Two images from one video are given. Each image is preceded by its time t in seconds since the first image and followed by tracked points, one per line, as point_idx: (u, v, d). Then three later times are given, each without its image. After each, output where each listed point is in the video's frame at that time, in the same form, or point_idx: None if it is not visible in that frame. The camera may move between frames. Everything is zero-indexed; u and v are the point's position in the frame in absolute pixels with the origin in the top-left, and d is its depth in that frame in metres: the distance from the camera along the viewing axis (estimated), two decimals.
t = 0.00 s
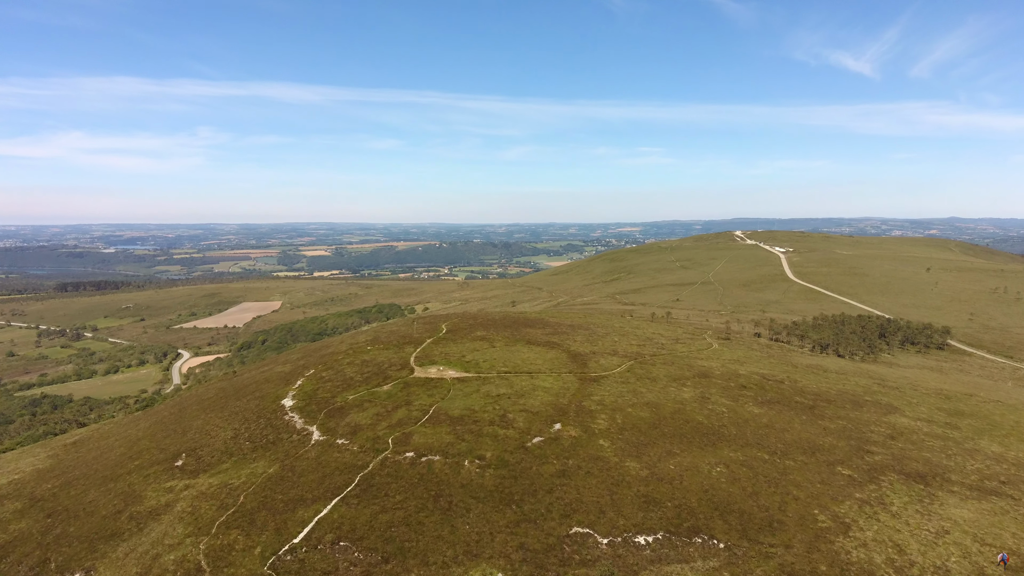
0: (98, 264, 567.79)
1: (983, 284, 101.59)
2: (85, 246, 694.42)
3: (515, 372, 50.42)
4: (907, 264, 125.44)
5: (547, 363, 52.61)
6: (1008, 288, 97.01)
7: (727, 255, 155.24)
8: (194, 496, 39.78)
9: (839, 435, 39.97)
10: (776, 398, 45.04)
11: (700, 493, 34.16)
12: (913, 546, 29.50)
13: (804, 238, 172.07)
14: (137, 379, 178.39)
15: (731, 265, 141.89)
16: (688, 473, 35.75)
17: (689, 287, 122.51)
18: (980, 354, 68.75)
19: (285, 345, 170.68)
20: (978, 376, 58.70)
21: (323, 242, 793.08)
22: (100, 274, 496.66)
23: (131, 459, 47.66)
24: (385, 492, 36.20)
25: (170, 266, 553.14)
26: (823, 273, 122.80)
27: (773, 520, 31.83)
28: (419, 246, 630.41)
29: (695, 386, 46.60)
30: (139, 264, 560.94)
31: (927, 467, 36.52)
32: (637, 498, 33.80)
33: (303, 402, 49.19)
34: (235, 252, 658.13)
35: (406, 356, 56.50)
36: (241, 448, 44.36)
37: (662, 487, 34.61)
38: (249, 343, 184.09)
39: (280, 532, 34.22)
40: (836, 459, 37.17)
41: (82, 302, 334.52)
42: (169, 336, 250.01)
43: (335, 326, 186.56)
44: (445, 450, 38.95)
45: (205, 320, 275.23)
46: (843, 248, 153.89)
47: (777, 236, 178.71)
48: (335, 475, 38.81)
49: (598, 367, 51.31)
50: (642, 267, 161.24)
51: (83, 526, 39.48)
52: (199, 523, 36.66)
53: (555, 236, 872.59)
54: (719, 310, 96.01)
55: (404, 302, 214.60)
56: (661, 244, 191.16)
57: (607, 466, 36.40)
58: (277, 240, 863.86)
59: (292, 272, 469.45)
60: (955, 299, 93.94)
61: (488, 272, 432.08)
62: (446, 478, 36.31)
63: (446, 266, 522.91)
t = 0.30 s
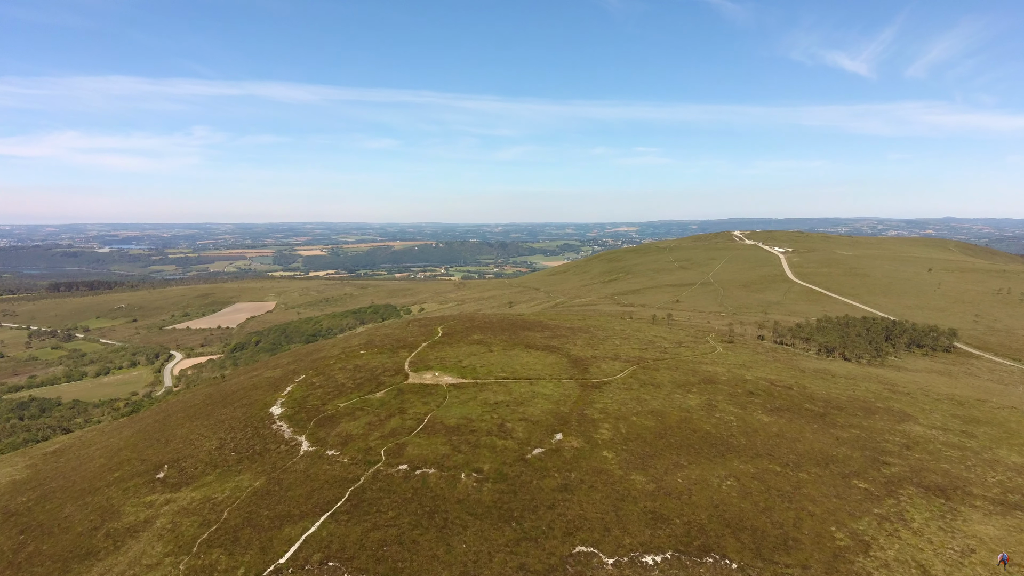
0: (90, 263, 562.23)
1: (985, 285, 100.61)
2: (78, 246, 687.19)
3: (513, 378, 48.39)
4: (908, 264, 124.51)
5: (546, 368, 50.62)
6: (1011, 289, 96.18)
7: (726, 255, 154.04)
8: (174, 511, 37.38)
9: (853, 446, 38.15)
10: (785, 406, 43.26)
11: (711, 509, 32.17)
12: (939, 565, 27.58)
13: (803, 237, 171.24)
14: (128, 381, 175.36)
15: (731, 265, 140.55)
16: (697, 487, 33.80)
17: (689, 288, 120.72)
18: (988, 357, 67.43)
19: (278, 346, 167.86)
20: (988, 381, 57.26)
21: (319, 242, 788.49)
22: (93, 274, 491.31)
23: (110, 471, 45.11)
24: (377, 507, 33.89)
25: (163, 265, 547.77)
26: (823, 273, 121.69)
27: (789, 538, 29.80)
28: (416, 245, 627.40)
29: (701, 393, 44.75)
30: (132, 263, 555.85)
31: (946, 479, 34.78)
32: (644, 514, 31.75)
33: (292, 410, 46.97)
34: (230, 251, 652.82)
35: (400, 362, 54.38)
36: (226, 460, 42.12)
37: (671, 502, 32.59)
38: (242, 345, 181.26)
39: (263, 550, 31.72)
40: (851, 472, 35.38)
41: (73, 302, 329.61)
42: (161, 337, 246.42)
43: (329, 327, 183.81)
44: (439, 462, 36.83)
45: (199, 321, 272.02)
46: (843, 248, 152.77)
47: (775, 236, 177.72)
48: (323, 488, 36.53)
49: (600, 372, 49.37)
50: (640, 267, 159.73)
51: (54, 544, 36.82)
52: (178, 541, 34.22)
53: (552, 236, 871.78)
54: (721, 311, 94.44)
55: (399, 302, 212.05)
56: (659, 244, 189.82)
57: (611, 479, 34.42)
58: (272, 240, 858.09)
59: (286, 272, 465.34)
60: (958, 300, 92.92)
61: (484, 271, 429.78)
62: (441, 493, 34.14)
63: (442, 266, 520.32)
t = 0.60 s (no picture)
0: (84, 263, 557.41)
1: (988, 286, 99.62)
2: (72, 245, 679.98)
3: (513, 384, 46.43)
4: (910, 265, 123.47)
5: (547, 374, 48.65)
6: (1015, 290, 95.17)
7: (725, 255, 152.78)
8: (153, 528, 34.87)
9: (869, 456, 36.45)
10: (796, 414, 41.48)
11: (723, 526, 30.16)
12: None
13: (802, 237, 170.21)
14: (119, 383, 172.31)
15: (730, 265, 139.12)
16: (708, 502, 31.88)
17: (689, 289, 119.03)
18: (997, 360, 66.06)
19: (272, 348, 165.04)
20: (1000, 385, 55.71)
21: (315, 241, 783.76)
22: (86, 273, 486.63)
23: (89, 484, 42.54)
24: (368, 524, 31.61)
25: (156, 265, 541.80)
26: (825, 274, 120.58)
27: (809, 557, 27.76)
28: (412, 245, 624.29)
29: (708, 401, 42.92)
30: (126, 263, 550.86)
31: (968, 493, 33.00)
32: (653, 531, 29.68)
33: (281, 418, 44.77)
34: (225, 251, 647.90)
35: (394, 366, 52.32)
36: (210, 472, 39.82)
37: (680, 519, 30.57)
38: (235, 346, 178.59)
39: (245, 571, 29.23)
40: (869, 486, 33.57)
41: (65, 302, 325.05)
42: (154, 338, 242.89)
43: (324, 328, 181.38)
44: (435, 476, 34.77)
45: (192, 321, 268.81)
46: (843, 248, 151.86)
47: (775, 236, 176.58)
48: (311, 504, 34.27)
49: (603, 378, 47.43)
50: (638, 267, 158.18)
51: (23, 565, 34.09)
52: (156, 561, 31.74)
53: (549, 236, 870.45)
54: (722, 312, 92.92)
55: (395, 303, 209.48)
56: (657, 244, 188.39)
57: (617, 494, 32.43)
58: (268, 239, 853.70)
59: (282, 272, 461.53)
60: (962, 302, 91.94)
61: (481, 271, 427.52)
62: (436, 509, 32.03)
63: (438, 266, 517.68)
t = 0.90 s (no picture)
0: (78, 263, 552.09)
1: (993, 288, 98.29)
2: (67, 245, 675.08)
3: (512, 392, 44.43)
4: (913, 266, 122.31)
5: (548, 380, 46.69)
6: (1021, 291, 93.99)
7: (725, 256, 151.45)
8: (130, 547, 32.35)
9: (887, 469, 34.65)
10: (809, 424, 39.67)
11: (738, 546, 28.07)
12: None
13: (802, 238, 169.15)
14: (111, 385, 169.39)
15: (731, 266, 137.59)
16: (721, 520, 29.86)
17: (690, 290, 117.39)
18: (1007, 364, 64.63)
19: (267, 349, 162.50)
20: (1014, 390, 54.13)
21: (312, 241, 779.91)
22: (79, 273, 481.88)
23: (65, 498, 39.93)
24: (358, 544, 29.31)
25: (152, 265, 537.65)
26: (827, 275, 119.37)
27: None
28: (409, 245, 621.34)
29: (716, 410, 41.10)
30: (121, 263, 546.01)
31: (994, 509, 31.15)
32: (663, 552, 27.52)
33: (269, 428, 42.54)
34: (221, 251, 643.80)
35: (388, 372, 50.24)
36: (194, 486, 37.49)
37: (692, 539, 28.48)
38: (230, 347, 176.05)
39: None
40: (890, 501, 31.68)
41: (57, 302, 321.11)
42: (147, 339, 239.70)
43: (320, 329, 179.04)
44: (431, 491, 32.66)
45: (186, 322, 265.64)
46: (843, 249, 150.72)
47: (775, 237, 175.35)
48: (297, 522, 31.97)
49: (606, 385, 45.48)
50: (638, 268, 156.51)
51: None
52: None
53: (546, 236, 869.35)
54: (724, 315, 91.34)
55: (392, 303, 207.19)
56: (656, 245, 187.07)
57: (624, 512, 30.39)
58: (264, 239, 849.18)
59: (277, 272, 458.09)
60: (968, 304, 90.74)
61: (478, 271, 425.00)
62: (431, 527, 29.82)
63: (436, 265, 515.07)
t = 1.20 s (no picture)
0: (71, 262, 546.39)
1: (997, 289, 97.05)
2: (62, 245, 669.10)
3: (512, 399, 42.46)
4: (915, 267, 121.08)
5: (549, 387, 44.72)
6: None
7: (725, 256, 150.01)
8: (104, 568, 29.86)
9: (907, 483, 32.82)
10: (823, 433, 37.90)
11: (756, 568, 25.94)
12: None
13: (802, 238, 167.98)
14: (101, 387, 166.34)
15: (731, 267, 136.05)
16: (736, 539, 27.79)
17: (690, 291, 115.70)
18: (1017, 367, 63.15)
19: (260, 351, 159.75)
20: None
21: (309, 241, 775.66)
22: (71, 273, 476.48)
23: (37, 514, 37.35)
24: (346, 566, 27.00)
25: (146, 265, 532.58)
26: (828, 275, 118.14)
27: None
28: (406, 245, 618.05)
29: (726, 419, 39.23)
30: (114, 262, 540.86)
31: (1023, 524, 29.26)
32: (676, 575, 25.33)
33: (256, 438, 40.34)
34: (216, 250, 639.11)
35: (382, 378, 48.15)
36: (175, 501, 35.19)
37: (706, 559, 26.32)
38: (223, 348, 173.29)
39: None
40: (914, 518, 29.75)
41: (49, 302, 316.78)
42: (139, 340, 236.24)
43: (315, 330, 176.71)
44: (426, 508, 30.55)
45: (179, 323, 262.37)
46: (843, 249, 149.41)
47: (774, 237, 174.09)
48: (281, 541, 29.60)
49: (610, 392, 43.55)
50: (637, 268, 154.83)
51: None
52: None
53: (543, 236, 867.99)
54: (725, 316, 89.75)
55: (388, 304, 204.49)
56: (655, 245, 185.58)
57: (632, 530, 28.30)
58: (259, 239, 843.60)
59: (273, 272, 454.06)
60: (974, 305, 89.54)
61: (475, 271, 422.05)
62: (426, 547, 27.63)
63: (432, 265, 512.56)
